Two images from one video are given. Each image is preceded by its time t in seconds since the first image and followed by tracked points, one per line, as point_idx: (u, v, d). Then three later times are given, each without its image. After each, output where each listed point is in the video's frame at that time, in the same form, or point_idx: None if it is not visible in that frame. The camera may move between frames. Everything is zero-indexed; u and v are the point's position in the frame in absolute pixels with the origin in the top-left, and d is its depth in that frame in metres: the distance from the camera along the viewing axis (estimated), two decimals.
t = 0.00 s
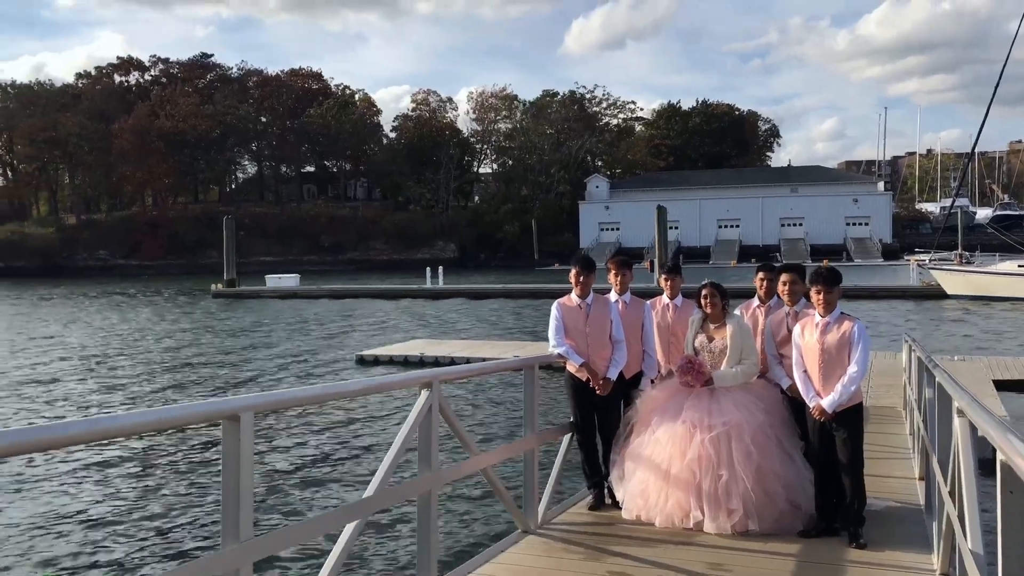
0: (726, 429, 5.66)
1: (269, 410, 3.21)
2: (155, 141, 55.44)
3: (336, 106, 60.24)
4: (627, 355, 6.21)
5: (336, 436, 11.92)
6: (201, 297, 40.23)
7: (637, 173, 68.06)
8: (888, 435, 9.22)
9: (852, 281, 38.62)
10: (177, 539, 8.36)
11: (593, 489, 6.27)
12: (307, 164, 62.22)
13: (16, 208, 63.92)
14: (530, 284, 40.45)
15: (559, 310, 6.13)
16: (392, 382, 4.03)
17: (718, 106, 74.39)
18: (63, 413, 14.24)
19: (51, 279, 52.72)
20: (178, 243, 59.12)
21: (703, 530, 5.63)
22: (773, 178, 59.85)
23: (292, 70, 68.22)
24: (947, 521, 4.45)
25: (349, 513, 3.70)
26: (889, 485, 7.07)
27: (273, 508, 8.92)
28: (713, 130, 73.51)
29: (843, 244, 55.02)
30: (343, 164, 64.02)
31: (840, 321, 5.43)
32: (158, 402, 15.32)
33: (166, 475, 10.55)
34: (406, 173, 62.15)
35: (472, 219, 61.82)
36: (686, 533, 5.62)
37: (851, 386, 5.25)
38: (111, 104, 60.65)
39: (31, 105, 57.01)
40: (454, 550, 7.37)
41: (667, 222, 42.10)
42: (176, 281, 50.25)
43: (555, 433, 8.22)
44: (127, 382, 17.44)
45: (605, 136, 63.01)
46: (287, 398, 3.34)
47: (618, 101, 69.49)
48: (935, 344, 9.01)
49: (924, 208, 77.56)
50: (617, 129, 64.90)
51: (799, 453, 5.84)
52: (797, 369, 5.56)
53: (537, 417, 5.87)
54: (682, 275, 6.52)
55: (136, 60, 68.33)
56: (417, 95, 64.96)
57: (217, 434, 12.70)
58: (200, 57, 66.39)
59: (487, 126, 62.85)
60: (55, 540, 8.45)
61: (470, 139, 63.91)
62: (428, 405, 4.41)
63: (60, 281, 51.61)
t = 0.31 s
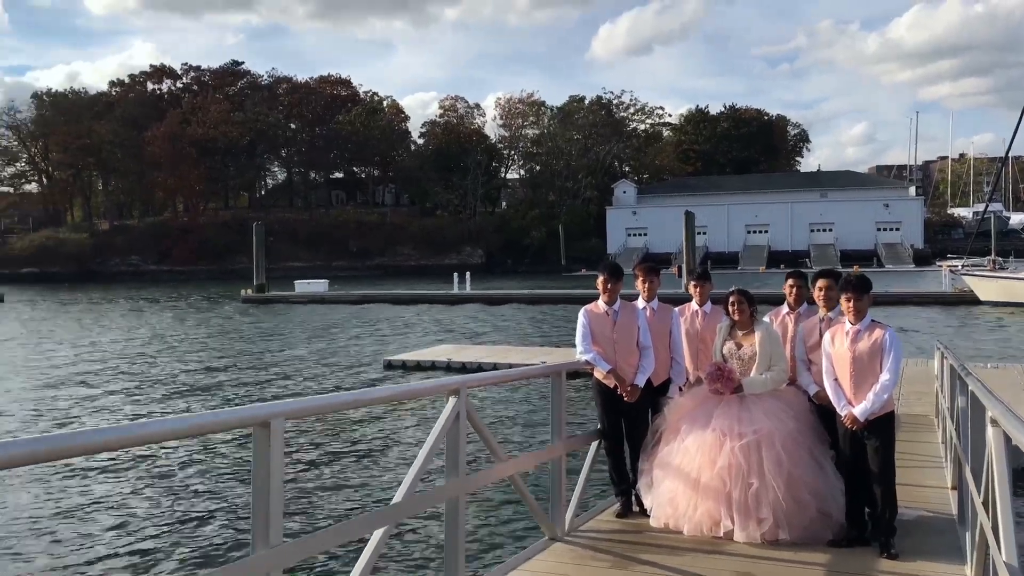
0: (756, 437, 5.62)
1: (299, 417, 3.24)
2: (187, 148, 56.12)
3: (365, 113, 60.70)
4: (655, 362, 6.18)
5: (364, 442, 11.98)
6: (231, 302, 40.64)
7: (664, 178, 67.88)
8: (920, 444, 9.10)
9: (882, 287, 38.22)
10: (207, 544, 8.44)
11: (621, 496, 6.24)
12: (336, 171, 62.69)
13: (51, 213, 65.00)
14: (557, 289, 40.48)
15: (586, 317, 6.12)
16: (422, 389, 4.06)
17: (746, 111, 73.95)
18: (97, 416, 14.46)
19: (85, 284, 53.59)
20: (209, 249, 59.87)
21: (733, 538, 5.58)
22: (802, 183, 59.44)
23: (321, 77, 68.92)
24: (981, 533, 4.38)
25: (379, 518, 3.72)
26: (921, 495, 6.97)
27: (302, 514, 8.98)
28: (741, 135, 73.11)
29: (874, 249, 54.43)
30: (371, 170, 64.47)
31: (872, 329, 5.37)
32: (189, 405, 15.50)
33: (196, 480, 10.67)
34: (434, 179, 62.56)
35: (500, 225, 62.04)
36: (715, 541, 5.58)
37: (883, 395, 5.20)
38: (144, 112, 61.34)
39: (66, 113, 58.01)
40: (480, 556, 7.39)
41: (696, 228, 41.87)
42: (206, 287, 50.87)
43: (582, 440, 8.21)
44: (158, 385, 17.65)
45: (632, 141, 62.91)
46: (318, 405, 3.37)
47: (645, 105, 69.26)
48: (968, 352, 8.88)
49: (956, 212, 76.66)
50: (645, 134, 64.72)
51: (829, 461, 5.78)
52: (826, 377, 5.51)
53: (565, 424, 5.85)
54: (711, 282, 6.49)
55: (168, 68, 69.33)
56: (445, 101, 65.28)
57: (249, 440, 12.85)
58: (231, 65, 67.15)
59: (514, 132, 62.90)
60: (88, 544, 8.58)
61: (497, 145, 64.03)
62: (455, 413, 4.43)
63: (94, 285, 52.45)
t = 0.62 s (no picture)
0: (793, 444, 5.56)
1: (335, 422, 3.27)
2: (224, 154, 56.85)
3: (399, 118, 61.09)
4: (690, 367, 6.14)
5: (398, 447, 12.03)
6: (267, 306, 41.10)
7: (699, 182, 67.42)
8: (959, 452, 8.92)
9: (921, 292, 37.59)
10: (243, 547, 8.54)
11: (656, 502, 6.20)
12: (371, 175, 63.10)
13: (93, 219, 66.21)
14: (591, 293, 40.39)
15: (620, 322, 6.10)
16: (457, 394, 4.08)
17: (782, 113, 73.22)
18: (137, 418, 14.71)
19: (125, 288, 54.47)
20: (245, 253, 60.60)
21: (770, 546, 5.53)
22: (839, 186, 58.72)
23: (357, 83, 69.53)
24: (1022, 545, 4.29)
25: (412, 524, 3.74)
26: (960, 504, 6.84)
27: (336, 518, 9.05)
28: (777, 138, 72.42)
29: (913, 254, 53.57)
30: (405, 175, 64.80)
31: (912, 336, 5.29)
32: (226, 408, 15.69)
33: (232, 481, 10.79)
34: (467, 184, 62.86)
35: (533, 229, 62.07)
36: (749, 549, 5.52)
37: (923, 403, 5.11)
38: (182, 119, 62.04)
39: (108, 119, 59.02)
40: (512, 563, 7.38)
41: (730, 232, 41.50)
42: (243, 291, 51.45)
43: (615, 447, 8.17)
44: (196, 388, 17.90)
45: (666, 145, 62.59)
46: (353, 411, 3.40)
47: (679, 109, 68.88)
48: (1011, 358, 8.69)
49: (998, 216, 75.23)
50: (680, 137, 64.33)
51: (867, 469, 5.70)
52: (865, 385, 5.44)
53: (598, 431, 5.84)
54: (747, 287, 6.45)
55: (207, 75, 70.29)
56: (479, 106, 65.50)
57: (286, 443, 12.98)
58: (268, 71, 67.96)
59: (547, 136, 62.64)
60: (126, 544, 8.73)
61: (531, 149, 63.95)
62: (489, 418, 4.43)
63: (134, 290, 53.32)
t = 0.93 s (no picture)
0: (839, 450, 5.47)
1: (380, 424, 3.30)
2: (270, 160, 57.70)
3: (441, 123, 61.43)
4: (734, 373, 6.08)
5: (440, 451, 12.08)
6: (311, 310, 41.54)
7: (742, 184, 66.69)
8: (1013, 461, 8.71)
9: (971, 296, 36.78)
10: (290, 548, 8.67)
11: (699, 508, 6.15)
12: (413, 181, 63.59)
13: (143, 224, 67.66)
14: (632, 297, 40.17)
15: (663, 326, 6.06)
16: (500, 397, 4.09)
17: (827, 115, 72.17)
18: (185, 419, 14.98)
19: (173, 293, 55.51)
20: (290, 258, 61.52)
21: (816, 553, 5.43)
22: (887, 188, 57.68)
23: (399, 88, 70.10)
24: None
25: (455, 527, 3.76)
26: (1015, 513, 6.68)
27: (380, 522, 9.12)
28: (822, 139, 71.43)
29: (963, 257, 52.36)
30: (447, 179, 65.06)
31: (962, 342, 5.18)
32: (271, 410, 15.88)
33: (278, 484, 10.93)
34: (509, 188, 63.06)
35: (574, 233, 61.96)
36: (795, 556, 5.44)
37: (974, 409, 5.00)
38: (228, 125, 62.87)
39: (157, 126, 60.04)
40: (556, 565, 7.39)
41: (776, 234, 40.97)
42: (288, 295, 52.14)
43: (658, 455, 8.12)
44: (242, 390, 18.15)
45: (709, 148, 62.02)
46: (398, 414, 3.44)
47: (722, 111, 68.19)
48: None
49: None
50: (723, 139, 63.66)
51: (916, 478, 5.58)
52: (913, 390, 5.34)
53: (641, 434, 5.79)
54: (794, 292, 6.38)
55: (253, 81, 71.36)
56: (520, 110, 65.57)
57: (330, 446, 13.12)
58: (312, 77, 68.81)
59: (589, 140, 62.52)
60: (175, 543, 8.90)
61: (572, 153, 63.78)
62: (532, 422, 4.43)
63: (182, 294, 54.32)
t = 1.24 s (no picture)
0: (894, 457, 5.36)
1: (429, 426, 3.33)
2: (320, 164, 58.56)
3: (488, 127, 61.74)
4: (786, 378, 6.00)
5: (488, 454, 12.12)
6: (360, 312, 41.96)
7: (792, 186, 65.84)
8: None
9: None
10: (339, 547, 8.77)
11: (749, 514, 6.08)
12: (460, 184, 64.04)
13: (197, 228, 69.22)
14: (680, 300, 39.86)
15: (713, 330, 6.01)
16: (548, 401, 4.09)
17: (880, 114, 70.88)
18: (238, 420, 15.25)
19: (226, 295, 56.61)
20: (339, 261, 62.48)
21: (870, 561, 5.33)
22: (941, 188, 56.54)
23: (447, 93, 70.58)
24: None
25: (504, 530, 3.77)
26: None
27: (428, 524, 9.18)
28: (874, 140, 70.21)
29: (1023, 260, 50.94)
30: (495, 183, 65.34)
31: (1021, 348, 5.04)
32: (321, 411, 16.09)
33: (329, 483, 11.06)
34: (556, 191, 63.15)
35: (621, 236, 61.73)
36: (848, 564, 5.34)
37: None
38: (279, 130, 63.89)
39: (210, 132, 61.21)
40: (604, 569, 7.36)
41: (827, 236, 40.25)
42: (338, 298, 52.84)
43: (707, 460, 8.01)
44: (292, 392, 18.42)
45: (759, 149, 61.33)
46: (447, 417, 3.46)
47: (772, 112, 67.32)
48: None
49: None
50: (773, 140, 62.84)
51: (975, 485, 5.43)
52: (971, 397, 5.22)
53: (690, 439, 5.75)
54: (848, 296, 6.29)
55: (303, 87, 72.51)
56: (567, 113, 65.58)
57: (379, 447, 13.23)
58: (361, 82, 69.69)
59: (636, 142, 62.63)
60: (228, 539, 9.06)
61: (619, 155, 63.63)
62: (580, 426, 4.43)
63: (234, 297, 55.33)
